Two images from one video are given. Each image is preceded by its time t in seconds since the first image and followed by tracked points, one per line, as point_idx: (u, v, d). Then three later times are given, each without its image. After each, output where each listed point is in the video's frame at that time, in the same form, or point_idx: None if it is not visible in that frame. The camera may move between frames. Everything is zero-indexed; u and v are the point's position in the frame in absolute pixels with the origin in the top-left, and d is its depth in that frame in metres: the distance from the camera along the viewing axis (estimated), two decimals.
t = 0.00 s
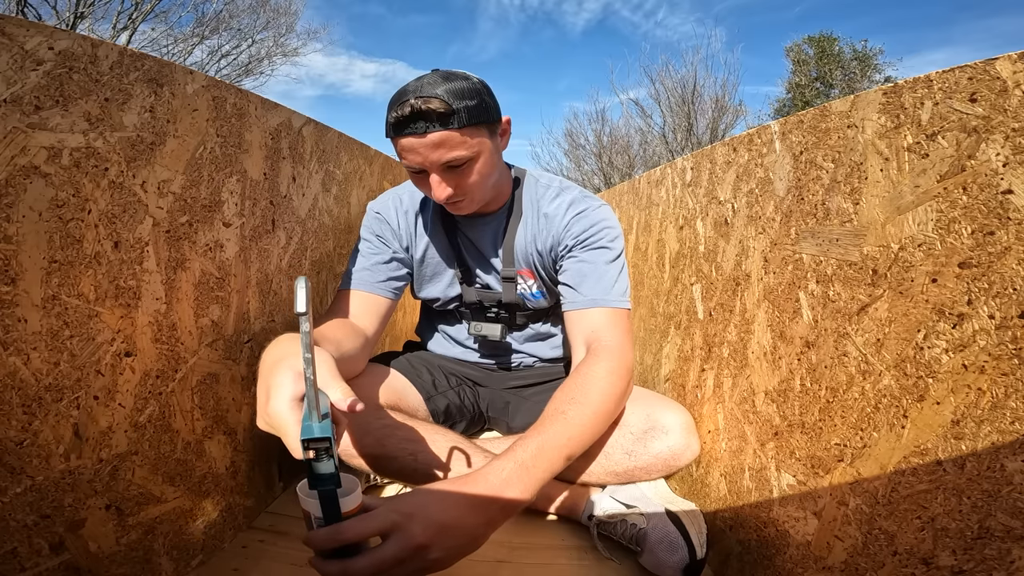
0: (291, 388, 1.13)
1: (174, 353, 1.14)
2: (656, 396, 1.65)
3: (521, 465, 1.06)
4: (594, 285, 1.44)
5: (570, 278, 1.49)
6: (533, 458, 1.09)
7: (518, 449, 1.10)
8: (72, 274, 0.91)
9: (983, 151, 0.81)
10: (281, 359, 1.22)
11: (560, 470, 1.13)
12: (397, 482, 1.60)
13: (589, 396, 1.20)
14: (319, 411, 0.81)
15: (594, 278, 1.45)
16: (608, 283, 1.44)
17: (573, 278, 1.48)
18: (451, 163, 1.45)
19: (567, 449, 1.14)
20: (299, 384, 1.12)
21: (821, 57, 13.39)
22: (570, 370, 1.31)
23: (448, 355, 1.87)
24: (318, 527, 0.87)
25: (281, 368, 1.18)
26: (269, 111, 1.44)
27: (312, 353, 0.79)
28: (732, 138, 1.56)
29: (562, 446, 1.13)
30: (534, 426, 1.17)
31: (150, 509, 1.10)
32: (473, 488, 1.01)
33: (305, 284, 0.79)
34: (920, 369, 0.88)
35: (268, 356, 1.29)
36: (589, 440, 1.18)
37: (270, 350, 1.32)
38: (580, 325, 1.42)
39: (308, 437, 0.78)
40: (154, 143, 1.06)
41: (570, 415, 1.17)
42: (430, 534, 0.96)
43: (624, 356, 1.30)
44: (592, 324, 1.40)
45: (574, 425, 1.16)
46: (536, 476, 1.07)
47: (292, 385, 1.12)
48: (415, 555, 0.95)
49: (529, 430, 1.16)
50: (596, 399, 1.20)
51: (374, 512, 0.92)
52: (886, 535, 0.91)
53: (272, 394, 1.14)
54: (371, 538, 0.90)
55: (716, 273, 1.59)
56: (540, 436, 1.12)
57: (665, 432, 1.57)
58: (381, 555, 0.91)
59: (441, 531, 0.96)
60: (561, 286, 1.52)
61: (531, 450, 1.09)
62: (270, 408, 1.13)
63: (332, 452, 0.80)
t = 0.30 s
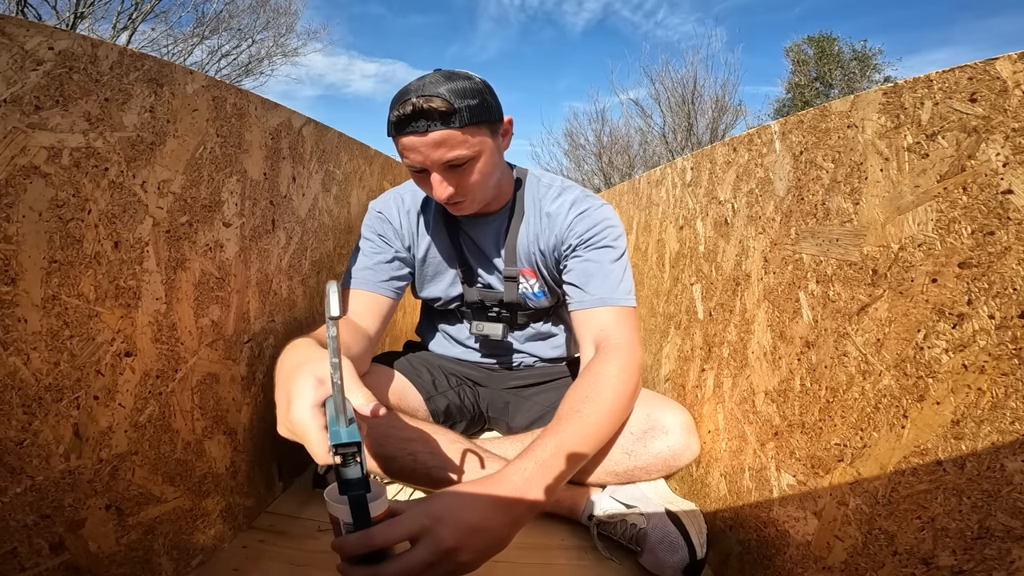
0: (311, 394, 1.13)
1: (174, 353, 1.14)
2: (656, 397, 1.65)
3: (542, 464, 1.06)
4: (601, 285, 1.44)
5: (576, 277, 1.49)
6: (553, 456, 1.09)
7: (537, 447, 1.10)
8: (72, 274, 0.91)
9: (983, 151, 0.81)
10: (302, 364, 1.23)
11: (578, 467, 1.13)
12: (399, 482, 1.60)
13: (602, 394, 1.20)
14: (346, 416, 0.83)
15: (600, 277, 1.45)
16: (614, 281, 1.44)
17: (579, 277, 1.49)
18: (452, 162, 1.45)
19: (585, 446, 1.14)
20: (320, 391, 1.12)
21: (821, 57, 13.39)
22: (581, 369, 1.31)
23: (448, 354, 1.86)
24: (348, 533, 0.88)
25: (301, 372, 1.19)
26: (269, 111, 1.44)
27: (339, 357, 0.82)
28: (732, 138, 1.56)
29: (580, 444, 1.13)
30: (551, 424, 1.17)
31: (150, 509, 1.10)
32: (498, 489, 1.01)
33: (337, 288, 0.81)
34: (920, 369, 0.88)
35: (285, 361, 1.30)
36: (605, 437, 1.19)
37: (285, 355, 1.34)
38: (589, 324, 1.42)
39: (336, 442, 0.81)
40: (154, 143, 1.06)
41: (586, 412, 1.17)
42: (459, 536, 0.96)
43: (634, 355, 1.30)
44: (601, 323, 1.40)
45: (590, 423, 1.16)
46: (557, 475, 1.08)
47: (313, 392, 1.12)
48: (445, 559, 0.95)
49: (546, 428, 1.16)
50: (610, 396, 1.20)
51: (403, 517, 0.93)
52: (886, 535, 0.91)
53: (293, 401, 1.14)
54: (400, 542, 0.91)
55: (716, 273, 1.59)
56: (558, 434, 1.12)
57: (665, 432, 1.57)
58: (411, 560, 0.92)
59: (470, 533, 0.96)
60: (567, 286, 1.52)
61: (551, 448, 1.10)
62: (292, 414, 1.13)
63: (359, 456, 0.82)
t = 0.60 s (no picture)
0: (338, 399, 1.07)
1: (175, 353, 1.14)
2: (656, 397, 1.65)
3: (563, 462, 1.07)
4: (607, 284, 1.44)
5: (581, 277, 1.50)
6: (574, 454, 1.09)
7: (557, 446, 1.10)
8: (72, 274, 0.91)
9: (984, 151, 0.81)
10: (325, 369, 1.21)
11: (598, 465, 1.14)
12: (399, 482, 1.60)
13: (616, 392, 1.20)
14: (378, 419, 0.86)
15: (605, 277, 1.45)
16: (619, 280, 1.44)
17: (584, 277, 1.49)
18: (460, 161, 1.45)
19: (601, 444, 1.15)
20: (347, 395, 1.07)
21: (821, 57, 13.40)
22: (589, 369, 1.31)
23: (448, 354, 1.86)
24: (384, 535, 0.88)
25: (324, 377, 1.16)
26: (269, 111, 1.44)
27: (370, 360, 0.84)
28: (732, 138, 1.56)
29: (597, 442, 1.14)
30: (567, 423, 1.17)
31: (150, 510, 1.10)
32: (524, 489, 1.00)
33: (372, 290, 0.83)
34: (920, 369, 0.88)
35: (306, 367, 1.27)
36: (619, 435, 1.19)
37: (307, 360, 1.32)
38: (595, 323, 1.43)
39: (369, 443, 0.81)
40: (154, 143, 1.06)
41: (601, 409, 1.18)
42: (493, 535, 0.94)
43: (642, 353, 1.30)
44: (607, 322, 1.40)
45: (605, 420, 1.16)
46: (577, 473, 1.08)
47: (340, 395, 1.07)
48: (479, 558, 0.93)
49: (562, 427, 1.16)
50: (623, 394, 1.21)
51: (436, 518, 0.92)
52: (886, 535, 0.91)
53: (318, 405, 1.08)
54: (435, 543, 0.89)
55: (716, 273, 1.59)
56: (575, 433, 1.13)
57: (665, 432, 1.57)
58: (446, 561, 0.90)
59: (503, 531, 0.95)
60: (571, 285, 1.52)
61: (569, 446, 1.10)
62: (319, 419, 1.06)
63: (391, 457, 0.82)
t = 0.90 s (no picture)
0: (341, 400, 1.07)
1: (174, 353, 1.14)
2: (656, 397, 1.65)
3: (567, 461, 1.07)
4: (607, 284, 1.44)
5: (582, 277, 1.50)
6: (577, 453, 1.10)
7: (560, 446, 1.11)
8: (72, 274, 0.91)
9: (983, 151, 0.81)
10: (328, 371, 1.21)
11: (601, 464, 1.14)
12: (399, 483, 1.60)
13: (617, 391, 1.20)
14: (381, 420, 0.85)
15: (605, 277, 1.45)
16: (620, 281, 1.44)
17: (585, 277, 1.49)
18: (465, 162, 1.45)
19: (604, 444, 1.15)
20: (350, 396, 1.07)
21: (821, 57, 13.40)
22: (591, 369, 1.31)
23: (448, 355, 1.86)
24: (388, 536, 0.87)
25: (328, 379, 1.16)
26: (269, 111, 1.44)
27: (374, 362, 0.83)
28: (732, 138, 1.56)
29: (600, 441, 1.14)
30: (569, 423, 1.17)
31: (150, 509, 1.10)
32: (527, 489, 1.01)
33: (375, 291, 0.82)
34: (920, 369, 0.88)
35: (309, 370, 1.26)
36: (622, 435, 1.19)
37: (309, 360, 1.32)
38: (596, 324, 1.42)
39: (373, 444, 0.81)
40: (154, 143, 1.06)
41: (603, 409, 1.18)
42: (497, 535, 0.94)
43: (644, 353, 1.31)
44: (608, 323, 1.40)
45: (608, 420, 1.17)
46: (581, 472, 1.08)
47: (344, 396, 1.07)
48: (484, 558, 0.93)
49: (565, 427, 1.16)
50: (625, 393, 1.21)
51: (440, 519, 0.92)
52: (886, 535, 0.91)
53: (321, 407, 1.08)
54: (440, 543, 0.89)
55: (716, 273, 1.59)
56: (578, 432, 1.13)
57: (665, 432, 1.57)
58: (451, 561, 0.90)
59: (507, 531, 0.95)
60: (572, 286, 1.52)
61: (573, 446, 1.10)
62: (322, 420, 1.06)
63: (395, 458, 0.82)
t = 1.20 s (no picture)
0: (346, 400, 1.07)
1: (174, 353, 1.14)
2: (656, 397, 1.65)
3: (572, 461, 1.07)
4: (609, 286, 1.44)
5: (584, 278, 1.49)
6: (582, 452, 1.10)
7: (565, 446, 1.11)
8: (72, 274, 0.91)
9: (984, 151, 0.81)
10: (333, 371, 1.21)
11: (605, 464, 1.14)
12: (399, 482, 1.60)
13: (621, 392, 1.21)
14: (388, 420, 0.85)
15: (607, 279, 1.45)
16: (622, 282, 1.44)
17: (587, 279, 1.49)
18: (472, 158, 1.45)
19: (608, 444, 1.15)
20: (355, 397, 1.07)
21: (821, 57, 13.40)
22: (594, 370, 1.32)
23: (448, 355, 1.86)
24: (394, 536, 0.87)
25: (333, 379, 1.16)
26: (269, 111, 1.44)
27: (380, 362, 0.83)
28: (732, 138, 1.56)
29: (605, 441, 1.14)
30: (573, 424, 1.17)
31: (150, 509, 1.10)
32: (532, 489, 1.01)
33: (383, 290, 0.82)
34: (920, 369, 0.88)
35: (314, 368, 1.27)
36: (626, 435, 1.20)
37: (312, 361, 1.32)
38: (599, 326, 1.42)
39: (379, 444, 0.81)
40: (154, 143, 1.06)
41: (607, 410, 1.18)
42: (503, 536, 0.94)
43: (646, 354, 1.31)
44: (611, 324, 1.40)
45: (612, 420, 1.17)
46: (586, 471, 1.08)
47: (349, 396, 1.07)
48: (491, 559, 0.93)
49: (569, 427, 1.16)
50: (628, 393, 1.21)
51: (447, 519, 0.92)
52: (886, 535, 0.91)
53: (327, 407, 1.08)
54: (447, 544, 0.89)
55: (716, 273, 1.59)
56: (582, 432, 1.14)
57: (665, 432, 1.57)
58: (458, 562, 0.90)
59: (513, 531, 0.95)
60: (574, 287, 1.52)
61: (578, 446, 1.11)
62: (327, 420, 1.06)
63: (402, 458, 0.82)
